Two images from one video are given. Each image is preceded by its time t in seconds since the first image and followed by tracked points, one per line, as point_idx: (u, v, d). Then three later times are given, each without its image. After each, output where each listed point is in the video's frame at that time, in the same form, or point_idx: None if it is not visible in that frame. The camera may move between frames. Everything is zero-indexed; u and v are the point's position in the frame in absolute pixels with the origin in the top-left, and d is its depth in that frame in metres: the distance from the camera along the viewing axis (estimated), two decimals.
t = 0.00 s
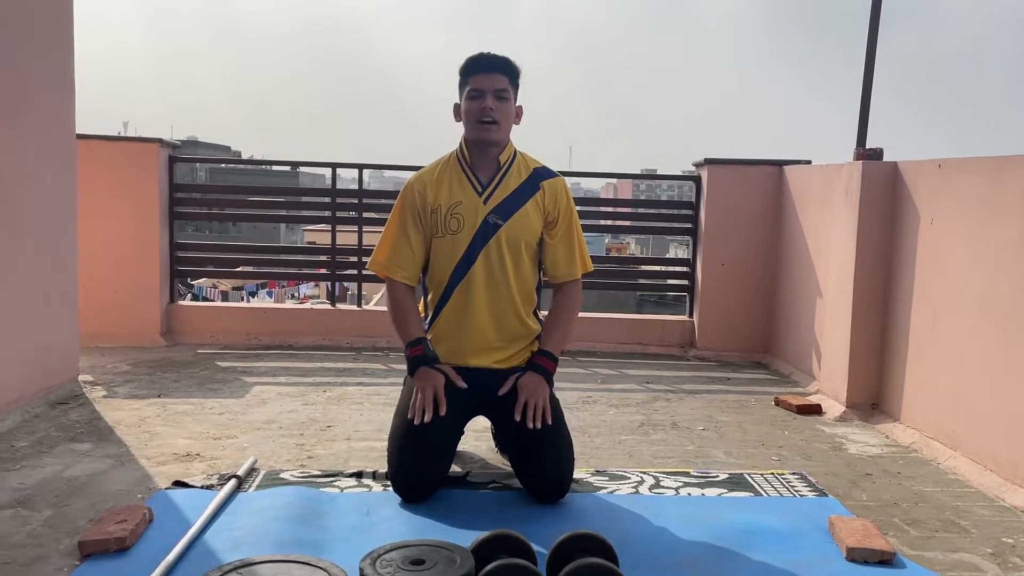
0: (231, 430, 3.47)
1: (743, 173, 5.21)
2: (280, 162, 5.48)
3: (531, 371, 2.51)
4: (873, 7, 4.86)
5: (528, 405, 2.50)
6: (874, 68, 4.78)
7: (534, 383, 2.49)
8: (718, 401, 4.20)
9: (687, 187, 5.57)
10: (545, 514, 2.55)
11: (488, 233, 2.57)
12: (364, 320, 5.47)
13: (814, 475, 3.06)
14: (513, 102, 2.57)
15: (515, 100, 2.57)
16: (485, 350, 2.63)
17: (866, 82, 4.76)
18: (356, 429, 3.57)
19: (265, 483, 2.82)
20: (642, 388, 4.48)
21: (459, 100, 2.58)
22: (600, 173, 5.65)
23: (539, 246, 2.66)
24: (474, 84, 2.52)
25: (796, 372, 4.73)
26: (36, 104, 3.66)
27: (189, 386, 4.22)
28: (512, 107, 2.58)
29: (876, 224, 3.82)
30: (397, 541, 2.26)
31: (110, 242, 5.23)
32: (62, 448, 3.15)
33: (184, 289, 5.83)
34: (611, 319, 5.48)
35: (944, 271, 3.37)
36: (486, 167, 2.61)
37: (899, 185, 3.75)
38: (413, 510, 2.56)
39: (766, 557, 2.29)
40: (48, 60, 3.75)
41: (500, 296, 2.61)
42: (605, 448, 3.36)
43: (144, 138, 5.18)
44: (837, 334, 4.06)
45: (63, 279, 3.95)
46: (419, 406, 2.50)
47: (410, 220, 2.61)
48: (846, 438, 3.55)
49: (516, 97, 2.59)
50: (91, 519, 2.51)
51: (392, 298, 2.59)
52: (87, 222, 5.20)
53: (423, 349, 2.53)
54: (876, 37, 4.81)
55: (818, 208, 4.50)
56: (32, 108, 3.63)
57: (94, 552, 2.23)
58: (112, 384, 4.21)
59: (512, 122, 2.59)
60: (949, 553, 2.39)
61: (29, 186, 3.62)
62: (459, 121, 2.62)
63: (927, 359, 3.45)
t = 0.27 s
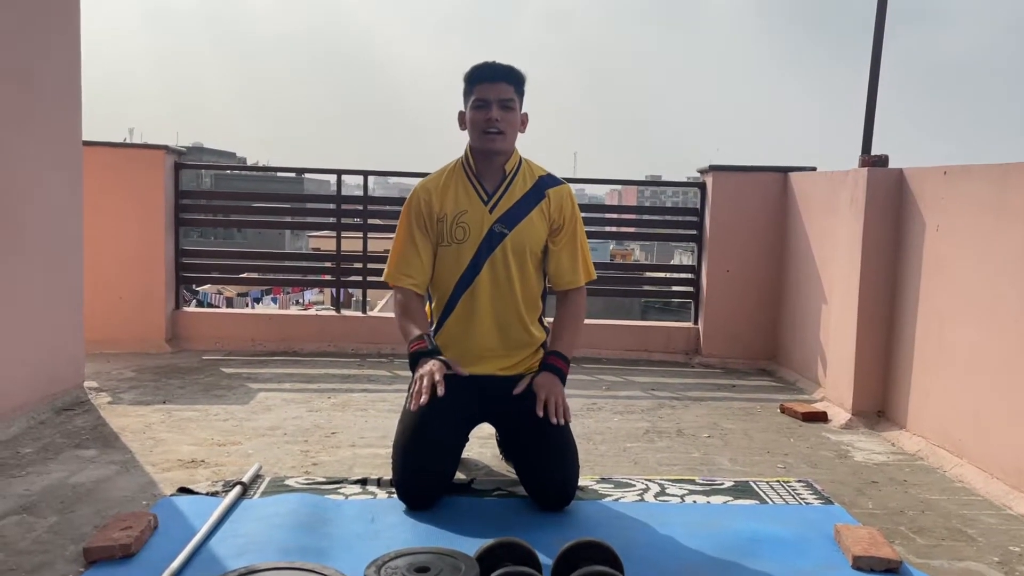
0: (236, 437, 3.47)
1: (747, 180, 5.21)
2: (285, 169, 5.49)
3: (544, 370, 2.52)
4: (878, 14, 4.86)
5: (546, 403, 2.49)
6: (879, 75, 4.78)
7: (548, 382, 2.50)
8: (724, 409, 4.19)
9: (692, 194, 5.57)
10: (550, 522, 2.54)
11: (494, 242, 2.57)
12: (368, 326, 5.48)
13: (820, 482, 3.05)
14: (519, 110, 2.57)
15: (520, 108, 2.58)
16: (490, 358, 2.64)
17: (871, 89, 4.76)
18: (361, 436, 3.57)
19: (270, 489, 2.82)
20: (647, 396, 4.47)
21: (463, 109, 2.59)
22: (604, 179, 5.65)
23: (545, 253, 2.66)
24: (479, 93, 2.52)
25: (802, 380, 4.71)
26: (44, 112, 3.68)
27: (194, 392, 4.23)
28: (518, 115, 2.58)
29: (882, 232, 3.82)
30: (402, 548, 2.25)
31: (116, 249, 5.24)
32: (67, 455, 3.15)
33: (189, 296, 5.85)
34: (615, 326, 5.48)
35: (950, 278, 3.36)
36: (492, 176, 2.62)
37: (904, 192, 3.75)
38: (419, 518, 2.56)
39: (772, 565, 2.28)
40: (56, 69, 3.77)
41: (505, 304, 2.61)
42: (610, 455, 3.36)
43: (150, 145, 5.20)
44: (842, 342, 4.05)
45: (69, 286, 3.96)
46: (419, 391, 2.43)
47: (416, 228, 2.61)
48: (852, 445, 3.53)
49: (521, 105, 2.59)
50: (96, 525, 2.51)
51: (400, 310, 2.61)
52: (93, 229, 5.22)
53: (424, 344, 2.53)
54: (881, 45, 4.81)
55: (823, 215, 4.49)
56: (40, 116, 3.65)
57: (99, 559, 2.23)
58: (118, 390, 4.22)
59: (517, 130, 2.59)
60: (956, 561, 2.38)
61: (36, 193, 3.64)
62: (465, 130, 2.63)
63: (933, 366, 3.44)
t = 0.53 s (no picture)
0: (241, 442, 3.47)
1: (752, 186, 5.20)
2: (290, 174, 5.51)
3: (555, 407, 2.52)
4: (883, 20, 4.86)
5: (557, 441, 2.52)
6: (884, 81, 4.78)
7: (559, 419, 2.51)
8: (728, 415, 4.18)
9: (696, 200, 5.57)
10: (554, 528, 2.53)
11: (500, 252, 2.57)
12: (373, 332, 5.48)
13: (825, 489, 3.04)
14: (527, 119, 2.56)
15: (528, 116, 2.56)
16: (496, 365, 2.65)
17: (876, 95, 4.76)
18: (365, 441, 3.57)
19: (274, 495, 2.82)
20: (651, 402, 4.46)
21: (471, 117, 2.58)
22: (608, 185, 5.66)
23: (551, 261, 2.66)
24: (485, 102, 2.51)
25: (807, 387, 4.70)
26: (51, 117, 3.70)
27: (199, 398, 4.23)
28: (526, 124, 2.57)
29: (887, 238, 3.81)
30: (406, 554, 2.25)
31: (121, 254, 5.26)
32: (71, 460, 3.16)
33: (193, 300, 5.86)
34: (620, 331, 5.47)
35: (956, 284, 3.35)
36: (499, 185, 2.61)
37: (910, 198, 3.74)
38: (423, 523, 2.55)
39: (777, 573, 2.27)
40: (62, 75, 3.79)
41: (511, 313, 2.62)
42: (615, 461, 3.35)
43: (156, 150, 5.22)
44: (847, 348, 4.04)
45: (74, 291, 3.97)
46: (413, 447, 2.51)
47: (422, 237, 2.60)
48: (857, 452, 3.52)
49: (530, 113, 2.58)
50: (100, 530, 2.52)
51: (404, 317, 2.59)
52: (98, 234, 5.24)
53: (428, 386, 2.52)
54: (886, 51, 4.81)
55: (828, 221, 4.49)
56: (47, 121, 3.67)
57: (104, 564, 2.23)
58: (122, 396, 4.23)
59: (525, 139, 2.58)
60: (962, 569, 2.36)
61: (42, 199, 3.65)
62: (471, 138, 2.62)
63: (938, 373, 3.43)
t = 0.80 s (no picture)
0: (245, 445, 3.47)
1: (757, 191, 5.20)
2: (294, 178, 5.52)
3: (558, 414, 2.53)
4: (888, 25, 4.86)
5: (561, 448, 2.52)
6: (889, 86, 4.78)
7: (563, 426, 2.51)
8: (732, 420, 4.18)
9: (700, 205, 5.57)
10: (558, 532, 2.53)
11: (506, 263, 2.57)
12: (376, 335, 5.48)
13: (830, 494, 3.03)
14: (532, 129, 2.56)
15: (533, 126, 2.56)
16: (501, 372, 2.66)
17: (880, 100, 4.76)
18: (369, 445, 3.57)
19: (278, 498, 2.82)
20: (655, 406, 4.46)
21: (475, 127, 2.58)
22: (612, 189, 5.66)
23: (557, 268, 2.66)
24: (490, 113, 2.51)
25: (811, 391, 4.69)
26: (56, 120, 3.71)
27: (203, 400, 4.24)
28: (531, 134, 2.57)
29: (892, 243, 3.81)
30: (410, 558, 2.25)
31: (126, 257, 5.27)
32: (76, 462, 3.16)
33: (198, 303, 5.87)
34: (623, 335, 5.47)
35: (962, 289, 3.35)
36: (504, 197, 2.61)
37: (915, 203, 3.74)
38: (427, 527, 2.55)
39: None
40: (68, 78, 3.80)
41: (516, 322, 2.63)
42: (619, 465, 3.35)
43: (161, 153, 5.23)
44: (852, 353, 4.04)
45: (80, 293, 3.98)
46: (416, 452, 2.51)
47: (426, 247, 2.60)
48: (862, 457, 3.51)
49: (534, 122, 2.58)
50: (105, 532, 2.52)
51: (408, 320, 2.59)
52: (104, 237, 5.25)
53: (435, 395, 2.52)
54: (891, 55, 4.81)
55: (834, 225, 4.49)
56: (52, 124, 3.68)
57: (109, 566, 2.23)
58: (127, 398, 4.23)
59: (530, 149, 2.58)
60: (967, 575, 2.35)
61: (48, 202, 3.66)
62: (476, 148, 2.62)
63: (944, 378, 3.42)
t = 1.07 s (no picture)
0: (249, 447, 3.48)
1: (761, 195, 5.21)
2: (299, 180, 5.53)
3: (561, 421, 2.53)
4: (892, 29, 4.86)
5: (565, 454, 2.53)
6: (893, 89, 4.78)
7: (566, 432, 2.52)
8: (736, 424, 4.18)
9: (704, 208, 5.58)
10: (562, 536, 2.53)
11: (508, 270, 2.58)
12: (380, 338, 5.50)
13: (834, 498, 3.03)
14: (535, 136, 2.56)
15: (535, 131, 2.57)
16: (504, 377, 2.67)
17: (885, 104, 4.76)
18: (373, 447, 3.57)
19: (283, 500, 2.83)
20: (659, 410, 4.46)
21: (477, 132, 2.58)
22: (616, 193, 5.67)
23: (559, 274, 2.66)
24: (492, 120, 2.51)
25: (815, 395, 4.69)
26: (63, 121, 3.72)
27: (207, 402, 4.25)
28: (533, 141, 2.57)
29: (896, 247, 3.81)
30: (414, 561, 2.25)
31: (130, 259, 5.29)
32: (81, 463, 3.17)
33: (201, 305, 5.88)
34: (627, 339, 5.47)
35: (966, 294, 3.34)
36: (507, 203, 2.62)
37: (920, 208, 3.74)
38: (431, 530, 2.56)
39: None
40: (74, 79, 3.82)
41: (519, 328, 2.63)
42: (623, 469, 3.35)
43: (166, 155, 5.25)
44: (856, 357, 4.04)
45: (85, 295, 3.99)
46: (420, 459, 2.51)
47: (428, 253, 2.60)
48: (866, 462, 3.51)
49: (537, 129, 2.59)
50: (110, 534, 2.52)
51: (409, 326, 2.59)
52: (108, 239, 5.27)
53: (439, 401, 2.52)
54: (895, 59, 4.82)
55: (838, 229, 4.49)
56: (59, 126, 3.70)
57: (114, 568, 2.24)
58: (131, 400, 4.24)
59: (532, 156, 2.58)
60: None
61: (54, 204, 3.67)
62: (479, 154, 2.62)
63: (948, 383, 3.42)
